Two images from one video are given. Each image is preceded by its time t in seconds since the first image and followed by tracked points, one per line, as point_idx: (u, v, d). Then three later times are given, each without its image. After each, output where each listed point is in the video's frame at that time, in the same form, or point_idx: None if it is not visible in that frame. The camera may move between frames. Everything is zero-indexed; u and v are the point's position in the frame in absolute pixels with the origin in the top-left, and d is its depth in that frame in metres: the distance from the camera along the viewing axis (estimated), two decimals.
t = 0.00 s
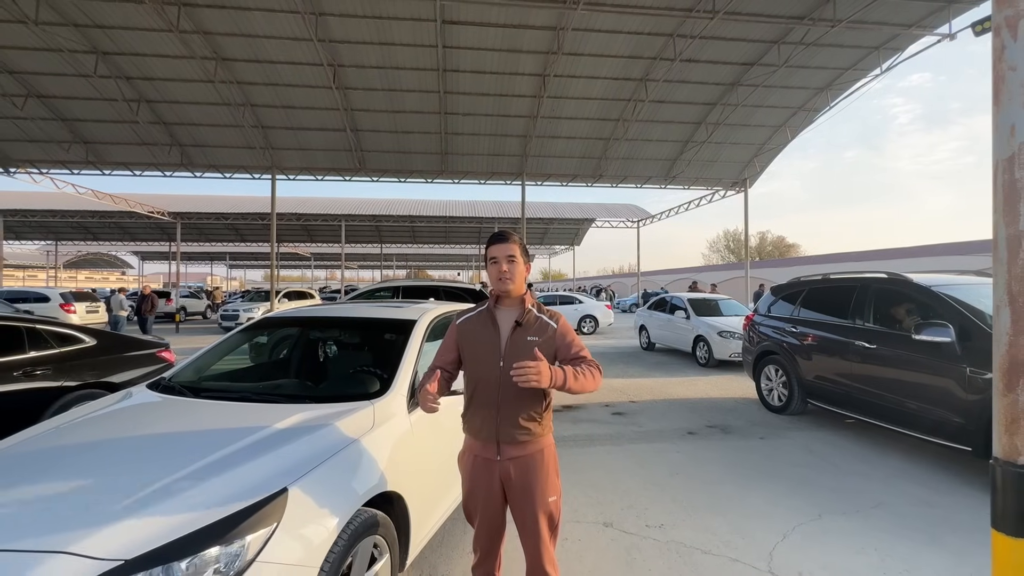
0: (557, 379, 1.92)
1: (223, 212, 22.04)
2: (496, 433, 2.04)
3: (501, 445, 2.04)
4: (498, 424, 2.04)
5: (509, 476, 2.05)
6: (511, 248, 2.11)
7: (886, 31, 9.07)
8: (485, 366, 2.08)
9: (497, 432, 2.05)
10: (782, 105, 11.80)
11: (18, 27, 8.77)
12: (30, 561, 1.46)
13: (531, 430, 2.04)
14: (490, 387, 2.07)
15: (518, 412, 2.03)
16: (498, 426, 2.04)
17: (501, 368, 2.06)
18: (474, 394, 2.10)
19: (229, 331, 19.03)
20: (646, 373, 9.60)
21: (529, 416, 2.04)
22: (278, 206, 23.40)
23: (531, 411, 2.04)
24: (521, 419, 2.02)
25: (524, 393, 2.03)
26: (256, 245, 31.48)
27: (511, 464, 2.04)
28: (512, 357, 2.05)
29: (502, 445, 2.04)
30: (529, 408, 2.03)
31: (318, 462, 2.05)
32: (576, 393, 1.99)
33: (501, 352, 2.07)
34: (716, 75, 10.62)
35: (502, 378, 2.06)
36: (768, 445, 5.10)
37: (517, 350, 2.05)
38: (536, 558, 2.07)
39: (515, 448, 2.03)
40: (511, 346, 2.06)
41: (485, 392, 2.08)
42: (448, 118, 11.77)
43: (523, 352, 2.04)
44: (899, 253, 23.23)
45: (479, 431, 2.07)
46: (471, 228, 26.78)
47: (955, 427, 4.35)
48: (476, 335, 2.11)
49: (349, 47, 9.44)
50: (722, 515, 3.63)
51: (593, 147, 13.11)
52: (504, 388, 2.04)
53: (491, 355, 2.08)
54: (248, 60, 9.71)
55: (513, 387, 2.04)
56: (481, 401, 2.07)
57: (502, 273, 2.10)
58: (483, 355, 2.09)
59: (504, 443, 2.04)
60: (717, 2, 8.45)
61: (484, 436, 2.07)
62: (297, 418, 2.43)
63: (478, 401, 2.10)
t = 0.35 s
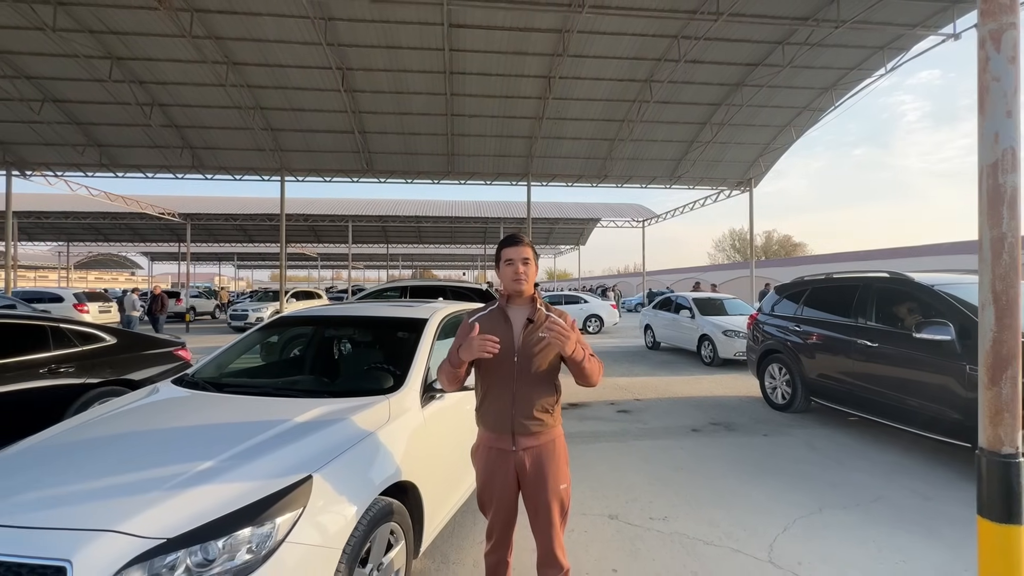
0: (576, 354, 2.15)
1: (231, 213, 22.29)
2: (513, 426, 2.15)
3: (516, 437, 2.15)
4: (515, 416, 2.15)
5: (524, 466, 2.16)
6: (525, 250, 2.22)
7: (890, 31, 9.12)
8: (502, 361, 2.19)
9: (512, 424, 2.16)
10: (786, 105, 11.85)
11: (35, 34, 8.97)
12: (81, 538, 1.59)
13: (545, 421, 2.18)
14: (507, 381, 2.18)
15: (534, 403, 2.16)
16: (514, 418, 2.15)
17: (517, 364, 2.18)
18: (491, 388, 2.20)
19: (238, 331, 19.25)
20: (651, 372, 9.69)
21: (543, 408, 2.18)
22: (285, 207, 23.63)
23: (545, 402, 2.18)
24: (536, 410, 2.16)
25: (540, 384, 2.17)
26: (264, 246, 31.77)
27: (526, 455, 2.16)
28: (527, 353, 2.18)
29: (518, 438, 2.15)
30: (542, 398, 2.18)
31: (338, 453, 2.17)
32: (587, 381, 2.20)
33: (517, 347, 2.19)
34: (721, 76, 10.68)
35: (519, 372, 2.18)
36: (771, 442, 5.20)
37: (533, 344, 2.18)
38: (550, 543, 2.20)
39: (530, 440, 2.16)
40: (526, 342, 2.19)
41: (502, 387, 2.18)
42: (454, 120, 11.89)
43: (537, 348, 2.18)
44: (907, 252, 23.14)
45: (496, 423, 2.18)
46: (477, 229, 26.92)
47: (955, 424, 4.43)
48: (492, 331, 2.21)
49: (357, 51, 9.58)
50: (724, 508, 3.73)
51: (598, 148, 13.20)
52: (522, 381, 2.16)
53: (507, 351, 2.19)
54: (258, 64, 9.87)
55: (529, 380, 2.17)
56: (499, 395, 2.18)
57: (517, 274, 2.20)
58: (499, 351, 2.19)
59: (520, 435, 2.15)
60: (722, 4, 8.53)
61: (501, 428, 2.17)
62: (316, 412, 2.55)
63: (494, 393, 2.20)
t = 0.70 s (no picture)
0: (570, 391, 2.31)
1: (238, 215, 22.53)
2: (524, 418, 2.29)
3: (527, 428, 2.30)
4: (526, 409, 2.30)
5: (535, 455, 2.31)
6: (532, 255, 2.41)
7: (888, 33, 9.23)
8: (513, 361, 2.33)
9: (524, 416, 2.30)
10: (787, 107, 11.95)
11: (49, 42, 9.18)
12: (127, 514, 1.75)
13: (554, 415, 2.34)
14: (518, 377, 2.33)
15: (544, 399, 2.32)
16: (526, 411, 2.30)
17: (528, 362, 2.33)
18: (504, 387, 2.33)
19: (244, 331, 19.45)
20: (653, 370, 9.82)
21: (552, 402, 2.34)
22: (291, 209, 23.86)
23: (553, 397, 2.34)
24: (545, 404, 2.30)
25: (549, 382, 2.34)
26: (269, 247, 32.02)
27: (537, 443, 2.31)
28: (537, 352, 2.34)
29: (529, 427, 2.30)
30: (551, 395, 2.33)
31: (354, 441, 2.33)
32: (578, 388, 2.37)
33: (527, 349, 2.34)
34: (721, 78, 10.80)
35: (531, 368, 2.33)
36: (769, 437, 5.33)
37: (542, 345, 2.35)
38: (558, 527, 2.34)
39: (541, 430, 2.31)
40: (536, 341, 2.35)
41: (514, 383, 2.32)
42: (458, 123, 12.03)
43: (546, 347, 2.35)
44: (910, 251, 23.16)
45: (509, 420, 2.31)
46: (480, 230, 27.09)
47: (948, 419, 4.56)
48: (505, 333, 2.35)
49: (363, 56, 9.76)
50: (721, 500, 3.87)
51: (600, 149, 13.34)
52: (533, 378, 2.31)
53: (519, 348, 2.34)
54: (266, 69, 10.05)
55: (538, 382, 2.31)
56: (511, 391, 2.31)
57: (526, 276, 2.37)
58: (512, 350, 2.34)
59: (531, 427, 2.30)
60: (721, 8, 8.66)
61: (514, 420, 2.31)
62: (333, 404, 2.71)
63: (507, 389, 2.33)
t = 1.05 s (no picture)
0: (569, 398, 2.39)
1: (241, 218, 22.71)
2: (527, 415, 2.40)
3: (531, 424, 2.40)
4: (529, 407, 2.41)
5: (537, 451, 2.41)
6: (536, 261, 2.50)
7: (885, 35, 9.32)
8: (518, 362, 2.44)
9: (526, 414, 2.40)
10: (786, 108, 12.05)
11: (58, 48, 9.33)
12: (153, 501, 1.85)
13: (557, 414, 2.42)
14: (523, 377, 2.43)
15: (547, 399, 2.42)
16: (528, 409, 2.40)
17: (531, 363, 2.44)
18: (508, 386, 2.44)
19: (248, 333, 19.58)
20: (654, 370, 9.91)
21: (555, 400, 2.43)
22: (294, 211, 23.99)
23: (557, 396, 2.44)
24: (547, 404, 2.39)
25: (551, 382, 2.43)
26: (272, 249, 32.17)
27: (540, 439, 2.41)
28: (540, 354, 2.43)
29: (532, 424, 2.40)
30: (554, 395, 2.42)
31: (364, 436, 2.44)
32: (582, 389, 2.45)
33: (531, 351, 2.44)
34: (720, 80, 10.90)
35: (533, 370, 2.43)
36: (767, 435, 5.42)
37: (545, 348, 2.44)
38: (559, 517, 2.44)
39: (544, 427, 2.40)
40: (539, 344, 2.45)
41: (519, 382, 2.43)
42: (460, 126, 12.13)
43: (549, 350, 2.44)
44: (911, 252, 23.22)
45: (512, 417, 2.42)
46: (482, 231, 27.21)
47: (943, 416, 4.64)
48: (510, 335, 2.47)
49: (366, 60, 9.88)
50: (719, 495, 3.97)
51: (601, 152, 13.44)
52: (536, 379, 2.42)
53: (523, 350, 2.44)
54: (270, 74, 10.18)
55: (541, 383, 2.42)
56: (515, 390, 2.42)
57: (531, 281, 2.47)
58: (516, 351, 2.45)
59: (534, 424, 2.40)
60: (720, 11, 8.77)
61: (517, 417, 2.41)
62: (342, 401, 2.82)
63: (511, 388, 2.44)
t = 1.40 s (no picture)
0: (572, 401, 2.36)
1: (242, 220, 22.76)
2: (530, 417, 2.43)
3: (533, 427, 2.43)
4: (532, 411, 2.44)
5: (539, 454, 2.44)
6: (547, 268, 2.50)
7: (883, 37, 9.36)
8: (524, 366, 2.49)
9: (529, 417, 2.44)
10: (785, 110, 12.08)
11: (60, 53, 9.37)
12: (157, 502, 1.88)
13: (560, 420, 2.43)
14: (527, 380, 2.47)
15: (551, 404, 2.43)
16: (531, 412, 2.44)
17: (536, 368, 2.47)
18: (514, 388, 2.50)
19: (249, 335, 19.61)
20: (654, 372, 9.93)
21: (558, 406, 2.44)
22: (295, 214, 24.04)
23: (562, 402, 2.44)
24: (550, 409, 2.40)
25: (556, 388, 2.44)
26: (273, 252, 32.23)
27: (541, 443, 2.43)
28: (545, 360, 2.46)
29: (534, 427, 2.43)
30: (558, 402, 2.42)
31: (365, 438, 2.46)
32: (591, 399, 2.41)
33: (536, 355, 2.48)
34: (719, 82, 10.94)
35: (538, 375, 2.46)
36: (766, 436, 5.44)
37: (550, 354, 2.46)
38: (561, 519, 2.46)
39: (546, 431, 2.43)
40: (545, 350, 2.47)
41: (523, 386, 2.47)
42: (460, 129, 12.17)
43: (555, 356, 2.46)
44: (911, 253, 23.23)
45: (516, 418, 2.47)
46: (482, 233, 27.26)
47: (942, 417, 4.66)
48: (517, 339, 2.52)
49: (367, 64, 9.93)
50: (718, 496, 3.99)
51: (600, 154, 13.48)
52: (540, 383, 2.45)
53: (529, 355, 2.48)
54: (272, 78, 10.23)
55: (545, 388, 2.44)
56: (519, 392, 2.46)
57: (540, 287, 2.49)
58: (522, 355, 2.49)
59: (537, 427, 2.43)
60: (719, 14, 8.81)
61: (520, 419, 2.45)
62: (344, 404, 2.85)
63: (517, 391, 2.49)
